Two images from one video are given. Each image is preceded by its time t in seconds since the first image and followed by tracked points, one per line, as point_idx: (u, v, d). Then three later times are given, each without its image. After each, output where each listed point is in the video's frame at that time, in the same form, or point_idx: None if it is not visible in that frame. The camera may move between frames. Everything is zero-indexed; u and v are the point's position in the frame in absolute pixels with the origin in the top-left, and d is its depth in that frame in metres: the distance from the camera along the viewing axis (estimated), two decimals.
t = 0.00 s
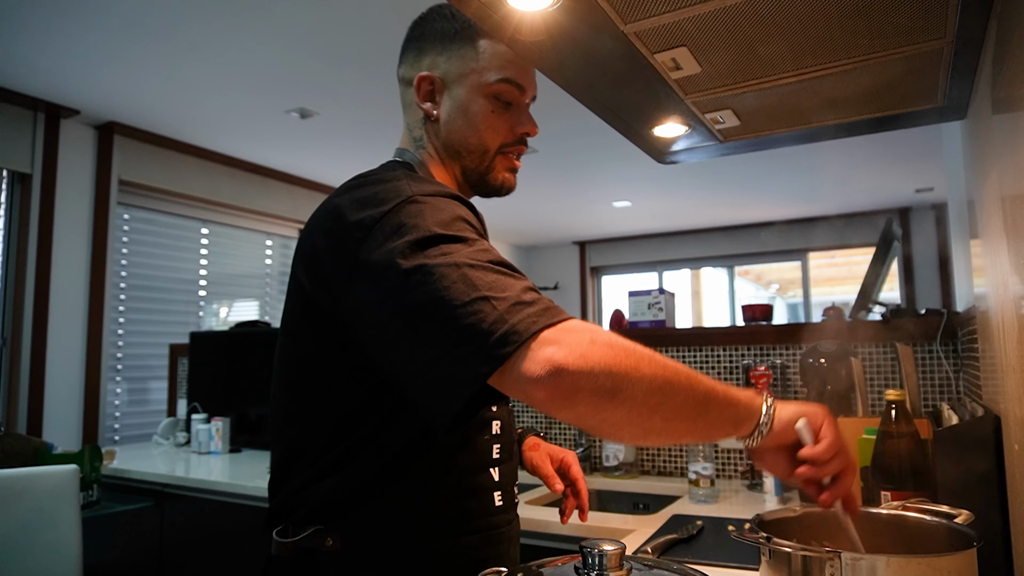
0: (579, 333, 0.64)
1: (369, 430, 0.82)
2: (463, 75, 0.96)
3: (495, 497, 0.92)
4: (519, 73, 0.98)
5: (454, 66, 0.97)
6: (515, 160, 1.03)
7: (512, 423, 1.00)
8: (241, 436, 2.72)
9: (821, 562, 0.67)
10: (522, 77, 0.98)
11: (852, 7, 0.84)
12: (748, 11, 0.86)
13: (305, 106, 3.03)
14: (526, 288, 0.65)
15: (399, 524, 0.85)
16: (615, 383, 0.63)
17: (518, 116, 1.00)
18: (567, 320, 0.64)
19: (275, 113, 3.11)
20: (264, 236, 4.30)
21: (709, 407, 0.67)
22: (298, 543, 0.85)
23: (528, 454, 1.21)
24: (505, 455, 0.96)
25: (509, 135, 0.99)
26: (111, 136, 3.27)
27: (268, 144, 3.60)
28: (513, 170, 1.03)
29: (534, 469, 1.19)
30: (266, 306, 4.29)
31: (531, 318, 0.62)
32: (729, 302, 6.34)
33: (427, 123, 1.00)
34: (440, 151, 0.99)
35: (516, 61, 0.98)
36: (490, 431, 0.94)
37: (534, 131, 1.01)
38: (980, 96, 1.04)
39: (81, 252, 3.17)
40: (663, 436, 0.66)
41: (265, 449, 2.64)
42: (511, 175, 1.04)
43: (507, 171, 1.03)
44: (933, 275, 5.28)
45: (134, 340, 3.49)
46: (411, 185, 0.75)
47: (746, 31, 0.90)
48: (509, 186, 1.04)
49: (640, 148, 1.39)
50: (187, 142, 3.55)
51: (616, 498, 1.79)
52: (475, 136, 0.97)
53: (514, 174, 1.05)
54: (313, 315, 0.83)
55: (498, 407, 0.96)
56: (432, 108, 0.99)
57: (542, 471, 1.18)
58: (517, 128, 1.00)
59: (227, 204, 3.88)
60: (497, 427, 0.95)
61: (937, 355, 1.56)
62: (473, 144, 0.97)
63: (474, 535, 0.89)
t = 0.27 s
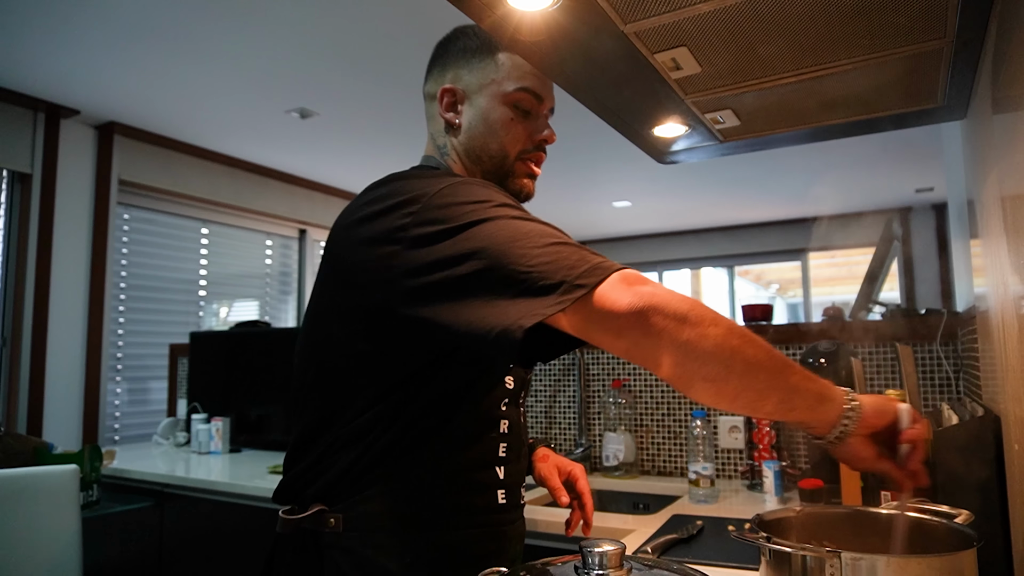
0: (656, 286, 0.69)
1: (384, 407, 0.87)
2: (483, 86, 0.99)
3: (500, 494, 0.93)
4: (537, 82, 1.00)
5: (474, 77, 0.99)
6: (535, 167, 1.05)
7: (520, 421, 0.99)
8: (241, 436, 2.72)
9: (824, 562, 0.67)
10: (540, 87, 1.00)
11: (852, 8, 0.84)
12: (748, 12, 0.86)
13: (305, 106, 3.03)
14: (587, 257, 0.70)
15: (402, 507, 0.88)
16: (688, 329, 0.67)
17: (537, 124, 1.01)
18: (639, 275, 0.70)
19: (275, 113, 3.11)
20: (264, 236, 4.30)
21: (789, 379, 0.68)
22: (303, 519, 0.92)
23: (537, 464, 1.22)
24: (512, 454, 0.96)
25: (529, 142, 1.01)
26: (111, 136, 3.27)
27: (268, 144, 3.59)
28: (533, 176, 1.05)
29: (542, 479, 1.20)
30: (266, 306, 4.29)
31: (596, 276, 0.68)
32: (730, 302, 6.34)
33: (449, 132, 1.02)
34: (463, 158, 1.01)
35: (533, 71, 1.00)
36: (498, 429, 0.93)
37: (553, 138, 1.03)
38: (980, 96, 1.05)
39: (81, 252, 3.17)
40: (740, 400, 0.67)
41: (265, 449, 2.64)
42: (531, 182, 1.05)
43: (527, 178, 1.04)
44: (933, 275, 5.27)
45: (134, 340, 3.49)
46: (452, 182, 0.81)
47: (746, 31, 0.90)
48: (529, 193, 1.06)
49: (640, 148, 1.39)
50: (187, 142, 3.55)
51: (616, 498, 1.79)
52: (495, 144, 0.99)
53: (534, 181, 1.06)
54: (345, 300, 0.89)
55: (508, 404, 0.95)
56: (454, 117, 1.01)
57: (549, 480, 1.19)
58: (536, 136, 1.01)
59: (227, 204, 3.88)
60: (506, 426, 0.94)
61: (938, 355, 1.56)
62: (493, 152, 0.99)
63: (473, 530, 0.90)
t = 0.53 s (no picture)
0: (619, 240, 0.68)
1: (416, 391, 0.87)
2: (509, 105, 1.04)
3: (518, 490, 0.95)
4: (559, 104, 1.06)
5: (501, 96, 1.04)
6: (552, 185, 1.10)
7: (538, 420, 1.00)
8: (242, 436, 2.72)
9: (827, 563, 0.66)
10: (562, 109, 1.06)
11: (852, 8, 0.84)
12: (748, 12, 0.86)
13: (305, 105, 3.03)
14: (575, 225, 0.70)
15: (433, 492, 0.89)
16: (651, 281, 0.66)
17: (557, 143, 1.07)
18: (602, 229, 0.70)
19: (275, 113, 3.11)
20: (264, 235, 4.30)
21: (761, 335, 0.66)
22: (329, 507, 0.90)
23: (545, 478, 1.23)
24: (531, 451, 0.98)
25: (549, 160, 1.06)
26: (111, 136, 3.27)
27: (268, 144, 3.60)
28: (550, 193, 1.10)
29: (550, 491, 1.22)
30: (266, 306, 4.29)
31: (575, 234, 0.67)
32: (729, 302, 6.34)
33: (473, 147, 1.07)
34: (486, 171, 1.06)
35: (556, 93, 1.06)
36: (519, 426, 0.95)
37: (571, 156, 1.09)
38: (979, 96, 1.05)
39: (81, 252, 3.17)
40: (712, 352, 0.66)
41: (265, 449, 2.64)
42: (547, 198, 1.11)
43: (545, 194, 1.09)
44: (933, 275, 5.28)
45: (134, 340, 3.49)
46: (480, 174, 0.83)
47: (746, 31, 0.90)
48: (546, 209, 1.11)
49: (640, 148, 1.39)
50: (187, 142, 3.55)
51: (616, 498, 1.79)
52: (519, 160, 1.04)
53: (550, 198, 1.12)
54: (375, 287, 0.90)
55: (530, 403, 0.97)
56: (479, 133, 1.06)
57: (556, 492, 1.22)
58: (555, 155, 1.07)
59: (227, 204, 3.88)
60: (526, 424, 0.96)
61: (937, 355, 1.56)
62: (516, 167, 1.04)
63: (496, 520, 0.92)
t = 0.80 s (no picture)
0: (601, 283, 0.70)
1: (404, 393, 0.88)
2: (508, 109, 1.06)
3: (512, 488, 0.92)
4: (559, 108, 1.07)
5: (500, 100, 1.07)
6: (553, 189, 1.10)
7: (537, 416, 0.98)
8: (242, 436, 2.72)
9: (821, 562, 0.66)
10: (562, 113, 1.07)
11: (852, 8, 0.84)
12: (748, 11, 0.86)
13: (305, 105, 3.03)
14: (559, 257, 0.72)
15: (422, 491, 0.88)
16: (625, 326, 0.68)
17: (557, 146, 1.08)
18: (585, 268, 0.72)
19: (275, 113, 3.11)
20: (264, 235, 4.30)
21: (729, 381, 0.69)
22: (321, 501, 0.92)
23: (558, 479, 1.22)
24: (528, 448, 0.95)
25: (549, 162, 1.07)
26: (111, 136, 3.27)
27: (268, 144, 3.60)
28: (552, 196, 1.11)
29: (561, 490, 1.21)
30: (266, 306, 4.29)
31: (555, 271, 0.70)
32: (729, 303, 6.34)
33: (477, 152, 1.10)
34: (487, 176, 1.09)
35: (556, 96, 1.07)
36: (514, 422, 0.93)
37: (572, 159, 1.10)
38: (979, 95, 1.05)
39: (81, 252, 3.17)
40: (675, 396, 0.68)
41: (265, 449, 2.64)
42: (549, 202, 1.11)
43: (545, 199, 1.10)
44: (933, 275, 5.28)
45: (134, 340, 3.49)
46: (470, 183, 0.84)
47: (746, 31, 0.90)
48: (548, 212, 1.11)
49: (640, 148, 1.39)
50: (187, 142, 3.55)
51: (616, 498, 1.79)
52: (517, 165, 1.05)
53: (553, 201, 1.12)
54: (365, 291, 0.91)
55: (525, 400, 0.95)
56: (481, 139, 1.09)
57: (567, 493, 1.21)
58: (555, 159, 1.08)
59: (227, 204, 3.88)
60: (521, 421, 0.94)
61: (937, 355, 1.56)
62: (515, 172, 1.06)
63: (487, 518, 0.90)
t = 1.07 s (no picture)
0: (562, 330, 0.65)
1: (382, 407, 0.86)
2: (494, 101, 1.01)
3: (504, 488, 0.91)
4: (546, 97, 1.02)
5: (485, 92, 1.02)
6: (542, 180, 1.06)
7: (528, 415, 0.96)
8: (241, 436, 2.71)
9: (818, 561, 0.66)
10: (549, 102, 1.02)
11: (852, 7, 0.84)
12: (748, 11, 0.86)
13: (305, 105, 3.03)
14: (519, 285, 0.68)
15: (409, 499, 0.86)
16: (590, 381, 0.64)
17: (547, 137, 1.03)
18: (543, 313, 0.66)
19: (275, 113, 3.11)
20: (264, 235, 4.30)
21: (687, 414, 0.67)
22: (311, 505, 0.91)
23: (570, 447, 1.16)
24: (519, 448, 0.94)
25: (537, 155, 1.02)
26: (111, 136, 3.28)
27: (268, 144, 3.60)
28: (541, 189, 1.06)
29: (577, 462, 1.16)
30: (266, 306, 4.29)
31: (518, 309, 0.65)
32: (729, 303, 6.34)
33: (462, 145, 1.05)
34: (473, 168, 1.04)
35: (543, 85, 1.03)
36: (505, 423, 0.92)
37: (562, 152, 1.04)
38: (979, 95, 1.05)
39: (81, 253, 3.17)
40: (640, 438, 0.66)
41: (265, 449, 2.64)
42: (538, 194, 1.06)
43: (534, 190, 1.05)
44: (933, 275, 5.28)
45: (134, 340, 3.49)
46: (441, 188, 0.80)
47: (746, 31, 0.90)
48: (536, 204, 1.07)
49: (640, 148, 1.39)
50: (187, 142, 3.56)
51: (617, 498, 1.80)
52: (503, 156, 1.01)
53: (541, 193, 1.07)
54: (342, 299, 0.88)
55: (516, 400, 0.94)
56: (466, 130, 1.04)
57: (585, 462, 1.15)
58: (542, 149, 1.02)
59: (227, 204, 3.88)
60: (512, 421, 0.93)
61: (938, 355, 1.56)
62: (501, 163, 1.01)
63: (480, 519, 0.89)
